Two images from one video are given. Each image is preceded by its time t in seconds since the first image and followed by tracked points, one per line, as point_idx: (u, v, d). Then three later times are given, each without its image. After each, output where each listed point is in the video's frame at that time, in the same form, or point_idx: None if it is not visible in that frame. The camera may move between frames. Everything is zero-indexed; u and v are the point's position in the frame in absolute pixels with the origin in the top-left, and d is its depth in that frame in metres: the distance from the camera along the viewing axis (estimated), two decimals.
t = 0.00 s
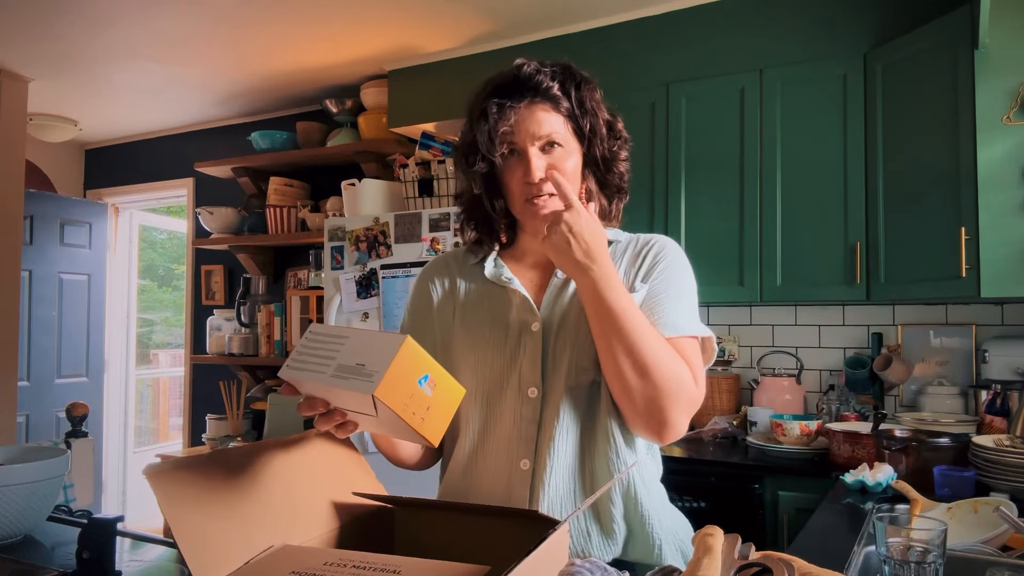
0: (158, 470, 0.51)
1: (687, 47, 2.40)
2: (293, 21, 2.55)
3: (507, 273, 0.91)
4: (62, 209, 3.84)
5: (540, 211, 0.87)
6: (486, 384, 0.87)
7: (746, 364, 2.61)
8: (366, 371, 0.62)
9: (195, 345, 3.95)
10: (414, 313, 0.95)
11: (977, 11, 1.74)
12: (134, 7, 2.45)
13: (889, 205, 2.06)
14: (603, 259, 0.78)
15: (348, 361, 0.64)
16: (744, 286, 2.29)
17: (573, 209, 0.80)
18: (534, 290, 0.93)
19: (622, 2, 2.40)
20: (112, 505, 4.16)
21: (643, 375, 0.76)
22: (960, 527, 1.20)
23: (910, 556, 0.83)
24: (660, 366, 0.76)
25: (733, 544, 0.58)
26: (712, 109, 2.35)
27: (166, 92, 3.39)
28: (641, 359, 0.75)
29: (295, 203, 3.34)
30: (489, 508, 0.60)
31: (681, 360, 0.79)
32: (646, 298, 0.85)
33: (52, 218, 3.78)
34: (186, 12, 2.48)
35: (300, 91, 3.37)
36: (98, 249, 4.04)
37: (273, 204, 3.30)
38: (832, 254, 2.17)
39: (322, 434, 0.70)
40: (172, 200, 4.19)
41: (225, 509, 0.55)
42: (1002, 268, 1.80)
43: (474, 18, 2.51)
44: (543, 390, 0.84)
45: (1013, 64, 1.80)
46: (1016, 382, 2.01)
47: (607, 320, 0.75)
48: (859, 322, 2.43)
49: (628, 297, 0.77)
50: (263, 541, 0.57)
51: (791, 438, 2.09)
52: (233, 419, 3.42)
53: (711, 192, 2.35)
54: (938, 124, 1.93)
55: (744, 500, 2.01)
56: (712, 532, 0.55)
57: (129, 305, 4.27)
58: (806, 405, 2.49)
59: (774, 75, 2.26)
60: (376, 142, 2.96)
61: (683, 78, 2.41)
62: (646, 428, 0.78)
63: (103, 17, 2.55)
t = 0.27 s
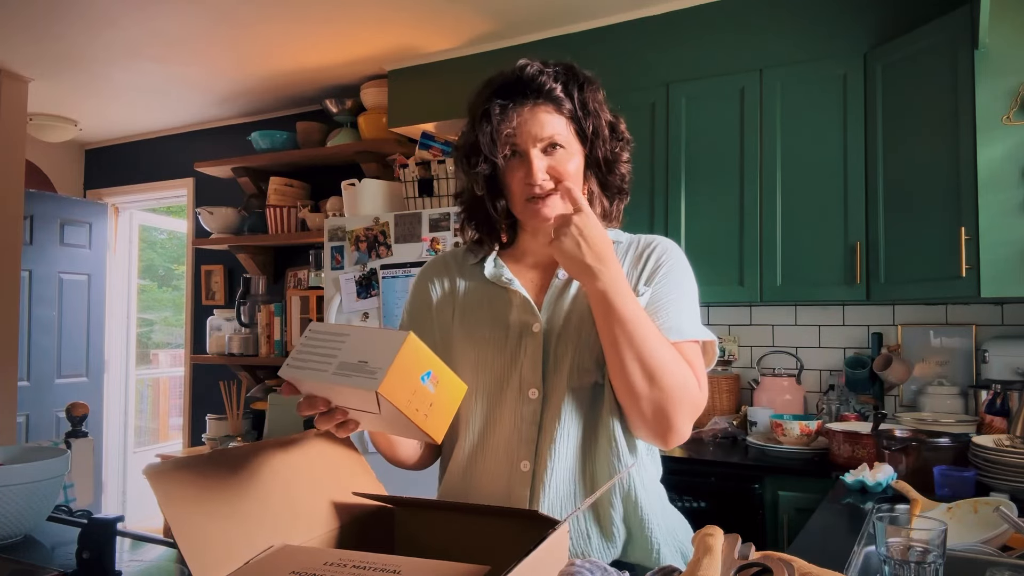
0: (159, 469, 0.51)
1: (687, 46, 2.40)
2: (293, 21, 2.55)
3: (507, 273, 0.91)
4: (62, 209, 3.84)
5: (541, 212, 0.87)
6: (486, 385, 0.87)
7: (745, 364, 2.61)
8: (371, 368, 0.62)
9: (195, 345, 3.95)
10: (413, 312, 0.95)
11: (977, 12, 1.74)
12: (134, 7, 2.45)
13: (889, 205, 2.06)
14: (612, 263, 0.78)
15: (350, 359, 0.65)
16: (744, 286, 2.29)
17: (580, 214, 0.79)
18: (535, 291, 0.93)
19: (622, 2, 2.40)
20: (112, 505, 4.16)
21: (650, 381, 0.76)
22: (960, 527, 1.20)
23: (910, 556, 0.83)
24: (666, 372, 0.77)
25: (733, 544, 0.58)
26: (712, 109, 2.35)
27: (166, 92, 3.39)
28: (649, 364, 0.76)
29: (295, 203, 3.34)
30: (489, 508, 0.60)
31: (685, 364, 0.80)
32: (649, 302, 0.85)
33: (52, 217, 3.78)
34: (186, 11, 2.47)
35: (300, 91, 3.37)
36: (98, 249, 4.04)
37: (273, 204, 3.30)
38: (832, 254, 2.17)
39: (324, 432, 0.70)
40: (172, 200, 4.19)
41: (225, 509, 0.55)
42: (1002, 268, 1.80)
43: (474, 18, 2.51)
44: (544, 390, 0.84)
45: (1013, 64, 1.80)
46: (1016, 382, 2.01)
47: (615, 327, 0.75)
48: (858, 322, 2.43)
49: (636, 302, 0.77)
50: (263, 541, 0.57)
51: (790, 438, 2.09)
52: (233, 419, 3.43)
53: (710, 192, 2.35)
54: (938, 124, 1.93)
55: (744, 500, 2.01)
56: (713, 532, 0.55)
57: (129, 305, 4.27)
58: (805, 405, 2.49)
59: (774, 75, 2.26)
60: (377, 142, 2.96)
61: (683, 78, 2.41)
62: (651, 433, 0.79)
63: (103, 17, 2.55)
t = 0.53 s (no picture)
0: (160, 468, 0.51)
1: (687, 46, 2.40)
2: (293, 21, 2.55)
3: (509, 273, 0.90)
4: (62, 209, 3.84)
5: (534, 211, 0.87)
6: (488, 385, 0.87)
7: (745, 364, 2.61)
8: (393, 349, 0.58)
9: (195, 345, 3.95)
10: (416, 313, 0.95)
11: (977, 12, 1.74)
12: (134, 7, 2.45)
13: (889, 205, 2.06)
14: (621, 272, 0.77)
15: (367, 342, 0.61)
16: (744, 286, 2.29)
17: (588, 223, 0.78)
18: (537, 291, 0.93)
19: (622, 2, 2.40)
20: (112, 505, 4.16)
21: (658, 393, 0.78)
22: (960, 527, 1.20)
23: (910, 556, 0.83)
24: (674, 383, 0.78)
25: (733, 545, 0.58)
26: (712, 109, 2.35)
27: (166, 92, 3.39)
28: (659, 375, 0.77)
29: (295, 203, 3.34)
30: (489, 508, 0.60)
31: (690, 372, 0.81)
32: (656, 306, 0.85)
33: (52, 217, 3.78)
34: (186, 11, 2.47)
35: (300, 91, 3.37)
36: (98, 249, 4.04)
37: (273, 204, 3.30)
38: (831, 254, 2.17)
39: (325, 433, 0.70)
40: (172, 200, 4.19)
41: (226, 509, 0.55)
42: (1002, 268, 1.80)
43: (474, 18, 2.51)
44: (546, 390, 0.84)
45: (1013, 64, 1.80)
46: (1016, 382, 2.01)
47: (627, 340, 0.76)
48: (858, 322, 2.43)
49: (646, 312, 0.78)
50: (263, 541, 0.57)
51: (791, 438, 2.09)
52: (233, 419, 3.43)
53: (710, 192, 2.35)
54: (938, 123, 1.93)
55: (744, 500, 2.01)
56: (712, 532, 0.55)
57: (129, 305, 4.26)
58: (805, 405, 2.49)
59: (774, 75, 2.26)
60: (377, 142, 2.96)
61: (682, 78, 2.41)
62: (656, 441, 0.81)
63: (103, 17, 2.55)
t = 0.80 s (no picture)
0: (159, 470, 0.51)
1: (687, 46, 2.40)
2: (293, 21, 2.55)
3: (510, 270, 0.90)
4: (62, 209, 3.84)
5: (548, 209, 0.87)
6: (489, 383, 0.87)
7: (745, 364, 2.61)
8: (418, 343, 0.59)
9: (195, 345, 3.95)
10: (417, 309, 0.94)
11: (977, 12, 1.74)
12: (134, 7, 2.45)
13: (889, 206, 2.06)
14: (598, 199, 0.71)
15: (390, 336, 0.61)
16: (744, 286, 2.29)
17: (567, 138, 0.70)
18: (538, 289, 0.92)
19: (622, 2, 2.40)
20: (112, 505, 4.16)
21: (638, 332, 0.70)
22: (960, 527, 1.20)
23: (911, 556, 0.83)
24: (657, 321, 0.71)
25: (733, 545, 0.58)
26: (712, 109, 2.35)
27: (166, 92, 3.38)
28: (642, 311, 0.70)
29: (295, 203, 3.34)
30: (488, 507, 0.60)
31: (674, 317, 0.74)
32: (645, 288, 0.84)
33: (52, 217, 3.78)
34: (186, 11, 2.47)
35: (300, 91, 3.37)
36: (98, 249, 4.04)
37: (273, 204, 3.30)
38: (832, 255, 2.17)
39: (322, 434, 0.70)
40: (172, 200, 4.19)
41: (226, 510, 0.55)
42: (1002, 268, 1.80)
43: (474, 18, 2.51)
44: (547, 387, 0.84)
45: (1013, 64, 1.80)
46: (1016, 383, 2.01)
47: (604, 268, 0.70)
48: (858, 322, 2.43)
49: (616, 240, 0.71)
50: (263, 541, 0.57)
51: (791, 438, 2.10)
52: (233, 419, 3.43)
53: (710, 192, 2.35)
54: (939, 123, 1.93)
55: (744, 500, 2.01)
56: (713, 532, 0.55)
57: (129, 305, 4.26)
58: (805, 405, 2.49)
59: (774, 75, 2.26)
60: (377, 142, 2.96)
61: (682, 78, 2.41)
62: (638, 387, 0.72)
63: (103, 17, 2.55)
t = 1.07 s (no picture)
0: (158, 470, 0.51)
1: (688, 46, 2.40)
2: (293, 21, 2.55)
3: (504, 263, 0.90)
4: (61, 209, 3.84)
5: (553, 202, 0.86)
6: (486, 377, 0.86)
7: (745, 364, 2.61)
8: (419, 343, 0.59)
9: (195, 345, 3.95)
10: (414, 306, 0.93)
11: (977, 12, 1.74)
12: (133, 6, 2.45)
13: (889, 206, 2.06)
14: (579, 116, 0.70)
15: (390, 335, 0.61)
16: (744, 286, 2.29)
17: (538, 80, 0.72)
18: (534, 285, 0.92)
19: (622, 2, 2.40)
20: (112, 505, 4.16)
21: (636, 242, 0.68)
22: (960, 527, 1.20)
23: (911, 556, 0.83)
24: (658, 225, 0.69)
25: (733, 544, 0.58)
26: (711, 109, 2.35)
27: (166, 92, 3.38)
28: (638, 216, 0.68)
29: (295, 203, 3.34)
30: (488, 507, 0.60)
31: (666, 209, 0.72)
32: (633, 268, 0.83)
33: (52, 217, 3.78)
34: (186, 11, 2.47)
35: (300, 91, 3.37)
36: (98, 249, 4.04)
37: (273, 204, 3.30)
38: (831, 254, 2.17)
39: (319, 436, 0.70)
40: (172, 199, 4.19)
41: (225, 509, 0.55)
42: (1002, 268, 1.80)
43: (474, 18, 2.51)
44: (544, 377, 0.84)
45: (1013, 64, 1.80)
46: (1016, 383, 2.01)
47: (592, 176, 0.68)
48: (858, 322, 2.43)
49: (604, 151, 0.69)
50: (263, 541, 0.57)
51: (790, 438, 2.10)
52: (233, 419, 3.43)
53: (710, 192, 2.35)
54: (939, 123, 1.93)
55: (744, 500, 2.01)
56: (713, 532, 0.55)
57: (129, 305, 4.27)
58: (805, 405, 2.49)
59: (774, 75, 2.26)
60: (377, 142, 2.96)
61: (682, 78, 2.41)
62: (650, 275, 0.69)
63: (103, 17, 2.55)
